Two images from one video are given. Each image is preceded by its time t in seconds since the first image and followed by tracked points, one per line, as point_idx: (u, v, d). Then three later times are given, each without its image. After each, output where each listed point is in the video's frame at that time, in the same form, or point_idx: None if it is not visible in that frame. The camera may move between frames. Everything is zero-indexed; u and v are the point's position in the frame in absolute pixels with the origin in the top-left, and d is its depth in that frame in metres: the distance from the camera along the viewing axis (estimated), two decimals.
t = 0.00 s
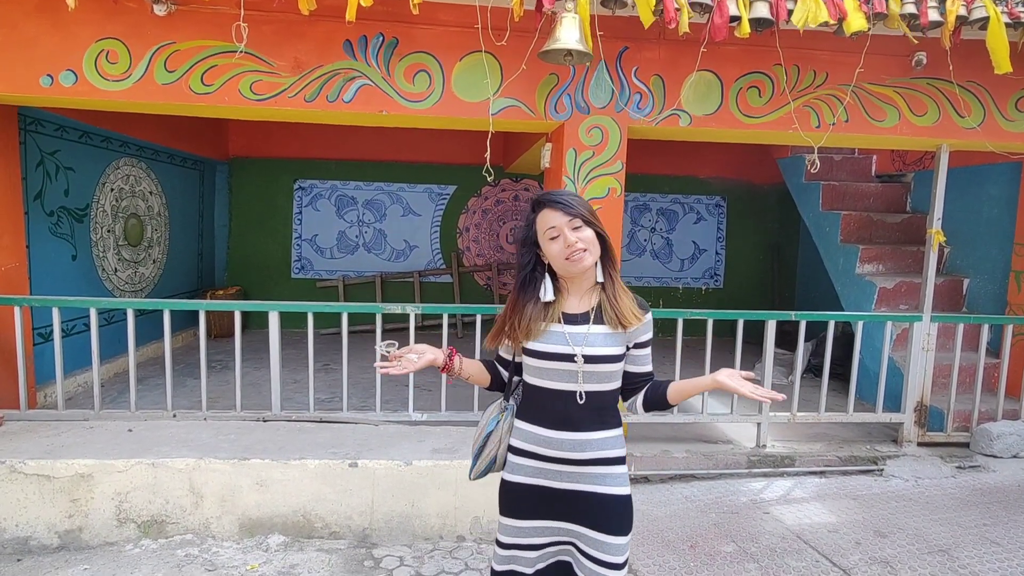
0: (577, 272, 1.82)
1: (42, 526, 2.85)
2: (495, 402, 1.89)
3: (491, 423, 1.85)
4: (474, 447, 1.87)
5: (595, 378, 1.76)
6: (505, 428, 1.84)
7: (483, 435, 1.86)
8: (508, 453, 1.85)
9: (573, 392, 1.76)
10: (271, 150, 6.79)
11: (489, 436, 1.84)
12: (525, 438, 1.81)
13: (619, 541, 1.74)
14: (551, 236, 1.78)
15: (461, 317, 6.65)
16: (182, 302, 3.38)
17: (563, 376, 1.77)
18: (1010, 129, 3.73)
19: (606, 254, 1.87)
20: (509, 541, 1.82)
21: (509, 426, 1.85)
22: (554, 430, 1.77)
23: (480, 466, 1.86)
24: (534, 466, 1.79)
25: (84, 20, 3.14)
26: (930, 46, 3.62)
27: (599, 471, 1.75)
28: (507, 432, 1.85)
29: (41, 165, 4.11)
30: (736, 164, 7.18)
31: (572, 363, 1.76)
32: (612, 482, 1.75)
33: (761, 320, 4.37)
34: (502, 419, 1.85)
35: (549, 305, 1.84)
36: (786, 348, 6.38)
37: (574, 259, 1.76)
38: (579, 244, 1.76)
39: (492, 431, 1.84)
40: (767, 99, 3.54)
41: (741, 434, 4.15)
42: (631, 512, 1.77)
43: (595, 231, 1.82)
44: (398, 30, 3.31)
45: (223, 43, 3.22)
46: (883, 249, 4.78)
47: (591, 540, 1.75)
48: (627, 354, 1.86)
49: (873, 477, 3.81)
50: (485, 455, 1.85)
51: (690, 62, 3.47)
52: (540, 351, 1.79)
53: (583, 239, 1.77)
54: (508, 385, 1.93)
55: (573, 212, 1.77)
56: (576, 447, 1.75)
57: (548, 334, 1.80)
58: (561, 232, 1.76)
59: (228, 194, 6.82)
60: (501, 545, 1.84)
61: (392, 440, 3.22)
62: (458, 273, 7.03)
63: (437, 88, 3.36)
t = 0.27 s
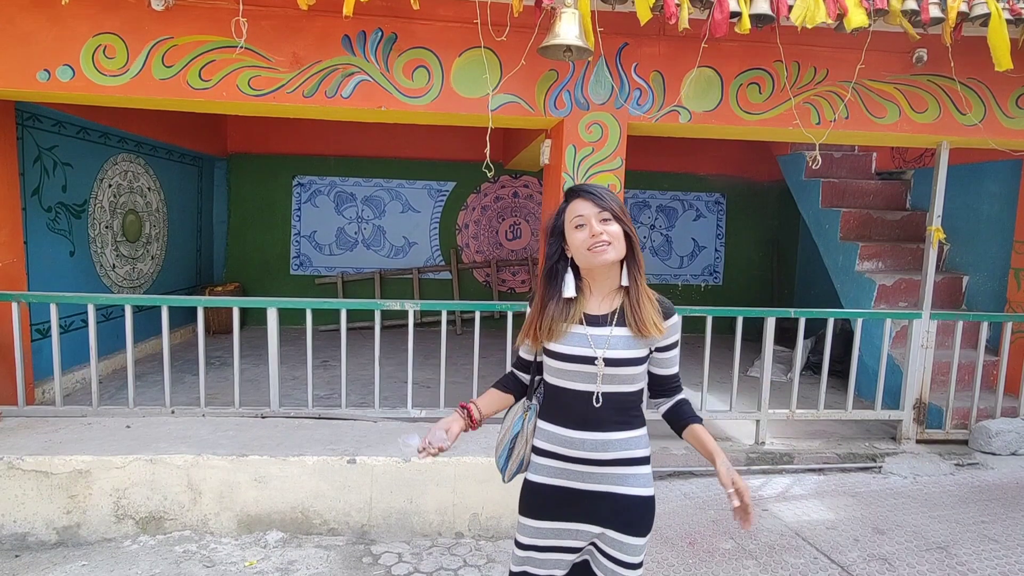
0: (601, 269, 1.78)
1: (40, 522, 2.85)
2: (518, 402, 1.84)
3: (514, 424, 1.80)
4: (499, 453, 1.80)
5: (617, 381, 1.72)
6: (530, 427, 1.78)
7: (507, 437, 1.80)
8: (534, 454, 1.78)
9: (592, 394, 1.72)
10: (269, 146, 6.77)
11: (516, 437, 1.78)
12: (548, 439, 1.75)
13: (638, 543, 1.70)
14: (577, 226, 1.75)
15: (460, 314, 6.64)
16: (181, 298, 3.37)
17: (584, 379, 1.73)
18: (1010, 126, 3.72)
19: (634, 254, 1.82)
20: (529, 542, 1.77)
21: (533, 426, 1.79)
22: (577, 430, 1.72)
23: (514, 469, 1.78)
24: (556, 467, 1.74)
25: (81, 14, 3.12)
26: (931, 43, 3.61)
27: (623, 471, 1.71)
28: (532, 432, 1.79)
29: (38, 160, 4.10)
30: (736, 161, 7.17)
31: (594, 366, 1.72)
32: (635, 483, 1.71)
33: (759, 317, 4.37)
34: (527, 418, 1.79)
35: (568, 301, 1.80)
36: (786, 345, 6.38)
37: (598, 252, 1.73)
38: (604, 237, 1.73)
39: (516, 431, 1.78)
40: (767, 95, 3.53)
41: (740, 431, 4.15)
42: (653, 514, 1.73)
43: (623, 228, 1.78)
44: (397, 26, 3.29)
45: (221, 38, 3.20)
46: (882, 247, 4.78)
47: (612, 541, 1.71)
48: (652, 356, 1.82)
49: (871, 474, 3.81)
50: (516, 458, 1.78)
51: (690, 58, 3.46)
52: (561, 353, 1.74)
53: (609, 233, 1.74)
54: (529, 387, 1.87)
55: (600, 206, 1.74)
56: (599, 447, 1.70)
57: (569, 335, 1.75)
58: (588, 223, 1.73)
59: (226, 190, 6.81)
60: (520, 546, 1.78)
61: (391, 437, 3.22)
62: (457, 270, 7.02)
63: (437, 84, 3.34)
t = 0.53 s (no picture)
0: (625, 268, 1.76)
1: (37, 518, 2.84)
2: (539, 404, 1.85)
3: (535, 426, 1.80)
4: (518, 455, 1.80)
5: (635, 381, 1.70)
6: (549, 429, 1.79)
7: (527, 439, 1.79)
8: (552, 455, 1.78)
9: (610, 394, 1.70)
10: (266, 141, 6.75)
11: (536, 440, 1.78)
12: (566, 441, 1.74)
13: (652, 542, 1.72)
14: (606, 220, 1.74)
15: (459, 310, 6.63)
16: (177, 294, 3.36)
17: (602, 378, 1.71)
18: (1008, 122, 3.72)
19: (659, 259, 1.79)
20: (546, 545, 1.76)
21: (552, 428, 1.79)
22: (595, 431, 1.71)
23: (536, 471, 1.79)
24: (574, 468, 1.73)
25: (76, 8, 3.10)
26: (929, 39, 3.60)
27: (643, 472, 1.70)
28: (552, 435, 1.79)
29: (33, 155, 4.08)
30: (734, 157, 7.17)
31: (611, 365, 1.70)
32: (655, 484, 1.71)
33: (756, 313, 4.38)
34: (547, 420, 1.80)
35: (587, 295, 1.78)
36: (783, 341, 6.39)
37: (622, 248, 1.72)
38: (630, 235, 1.72)
39: (537, 433, 1.78)
40: (765, 91, 3.53)
41: (737, 427, 4.16)
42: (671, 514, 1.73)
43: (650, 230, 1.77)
44: (395, 20, 3.28)
45: (218, 32, 3.19)
46: (880, 243, 4.78)
47: (628, 540, 1.74)
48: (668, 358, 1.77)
49: (868, 469, 3.83)
50: (538, 459, 1.78)
51: (688, 53, 3.45)
52: (579, 351, 1.73)
53: (635, 232, 1.73)
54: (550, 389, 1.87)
55: (631, 203, 1.74)
56: (617, 448, 1.69)
57: (588, 333, 1.73)
58: (616, 219, 1.73)
59: (223, 185, 6.79)
60: (536, 547, 1.79)
61: (389, 433, 3.22)
62: (455, 266, 7.01)
63: (434, 79, 3.33)
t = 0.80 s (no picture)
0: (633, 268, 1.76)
1: (31, 517, 2.83)
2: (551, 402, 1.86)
3: (546, 424, 1.82)
4: (528, 451, 1.83)
5: (639, 380, 1.69)
6: (560, 427, 1.79)
7: (538, 436, 1.82)
8: (562, 455, 1.78)
9: (612, 393, 1.71)
10: (262, 139, 6.73)
11: (548, 437, 1.80)
12: (575, 439, 1.75)
13: (658, 545, 1.71)
14: (617, 219, 1.75)
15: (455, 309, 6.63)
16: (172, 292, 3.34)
17: (604, 376, 1.72)
18: (1003, 121, 3.74)
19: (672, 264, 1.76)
20: (552, 544, 1.77)
21: (563, 426, 1.80)
22: (601, 430, 1.72)
23: (546, 471, 1.79)
24: (582, 466, 1.74)
25: (69, 4, 3.08)
26: (924, 38, 3.61)
27: (648, 473, 1.69)
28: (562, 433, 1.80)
29: (27, 153, 4.06)
30: (730, 156, 7.18)
31: (613, 363, 1.71)
32: (662, 486, 1.69)
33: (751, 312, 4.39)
34: (558, 418, 1.81)
35: (596, 292, 1.81)
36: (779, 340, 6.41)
37: (626, 249, 1.72)
38: (637, 237, 1.71)
39: (547, 430, 1.80)
40: (762, 90, 3.53)
41: (732, 425, 4.17)
42: (678, 517, 1.71)
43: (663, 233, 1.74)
44: (391, 18, 3.27)
45: (213, 30, 3.17)
46: (875, 242, 4.80)
47: (634, 542, 1.73)
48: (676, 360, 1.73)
49: (863, 467, 3.84)
50: (548, 458, 1.79)
51: (684, 52, 3.45)
52: (584, 349, 1.75)
53: (644, 234, 1.72)
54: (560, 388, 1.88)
55: (644, 204, 1.73)
56: (624, 449, 1.69)
57: (591, 330, 1.75)
58: (627, 219, 1.73)
59: (219, 183, 6.77)
60: (541, 544, 1.79)
61: (385, 431, 3.21)
62: (452, 264, 7.01)
63: (430, 76, 3.33)
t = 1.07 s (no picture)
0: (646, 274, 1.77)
1: (32, 519, 2.83)
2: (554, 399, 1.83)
3: (549, 421, 1.80)
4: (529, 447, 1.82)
5: (643, 382, 1.70)
6: (563, 426, 1.79)
7: (540, 433, 1.80)
8: (566, 453, 1.79)
9: (615, 394, 1.72)
10: (263, 141, 6.74)
11: (550, 433, 1.79)
12: (580, 439, 1.76)
13: (662, 548, 1.71)
14: (635, 224, 1.75)
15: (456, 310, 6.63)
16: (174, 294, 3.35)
17: (609, 378, 1.73)
18: (1002, 123, 3.74)
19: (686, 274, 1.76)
20: (556, 543, 1.77)
21: (568, 425, 1.79)
22: (606, 431, 1.72)
23: (542, 463, 1.80)
24: (587, 466, 1.75)
25: (71, 6, 3.09)
26: (924, 40, 3.62)
27: (653, 475, 1.69)
28: (565, 432, 1.79)
29: (29, 155, 4.06)
30: (730, 158, 7.19)
31: (617, 365, 1.72)
32: (667, 489, 1.69)
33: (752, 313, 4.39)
34: (561, 417, 1.79)
35: (608, 294, 1.82)
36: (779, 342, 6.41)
37: (642, 254, 1.72)
38: (654, 245, 1.72)
39: (550, 429, 1.79)
40: (762, 92, 3.54)
41: (733, 427, 4.17)
42: (682, 520, 1.71)
43: (680, 243, 1.74)
44: (392, 20, 3.28)
45: (215, 32, 3.18)
46: (874, 244, 4.80)
47: (638, 544, 1.73)
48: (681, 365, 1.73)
49: (863, 469, 3.84)
50: (548, 452, 1.78)
51: (685, 54, 3.46)
52: (589, 350, 1.76)
53: (661, 242, 1.72)
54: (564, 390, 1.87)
55: (662, 211, 1.73)
56: (629, 450, 1.70)
57: (598, 330, 1.77)
58: (646, 225, 1.73)
59: (220, 184, 6.77)
60: (546, 545, 1.79)
61: (386, 433, 3.22)
62: (452, 266, 7.01)
63: (431, 78, 3.33)
